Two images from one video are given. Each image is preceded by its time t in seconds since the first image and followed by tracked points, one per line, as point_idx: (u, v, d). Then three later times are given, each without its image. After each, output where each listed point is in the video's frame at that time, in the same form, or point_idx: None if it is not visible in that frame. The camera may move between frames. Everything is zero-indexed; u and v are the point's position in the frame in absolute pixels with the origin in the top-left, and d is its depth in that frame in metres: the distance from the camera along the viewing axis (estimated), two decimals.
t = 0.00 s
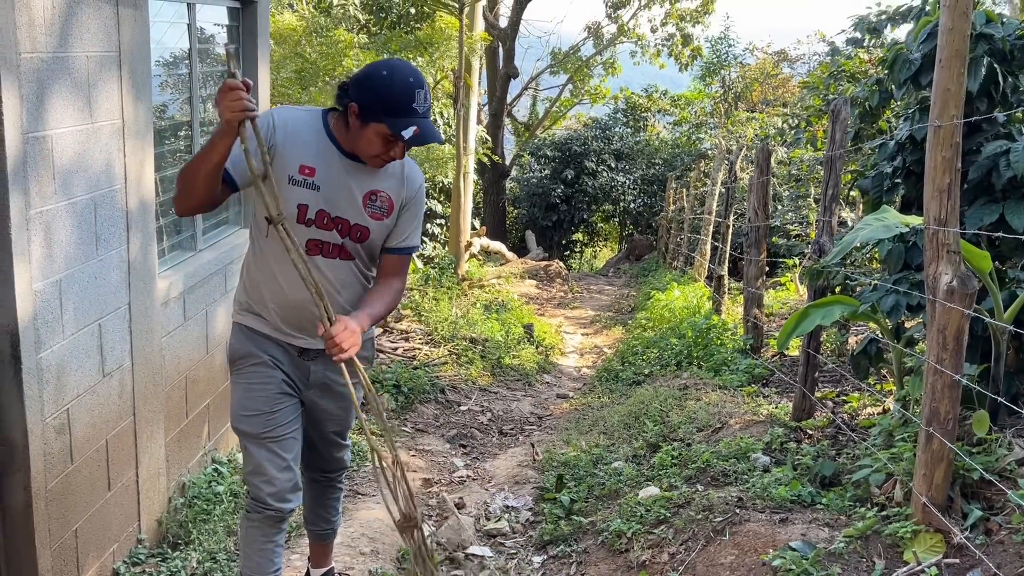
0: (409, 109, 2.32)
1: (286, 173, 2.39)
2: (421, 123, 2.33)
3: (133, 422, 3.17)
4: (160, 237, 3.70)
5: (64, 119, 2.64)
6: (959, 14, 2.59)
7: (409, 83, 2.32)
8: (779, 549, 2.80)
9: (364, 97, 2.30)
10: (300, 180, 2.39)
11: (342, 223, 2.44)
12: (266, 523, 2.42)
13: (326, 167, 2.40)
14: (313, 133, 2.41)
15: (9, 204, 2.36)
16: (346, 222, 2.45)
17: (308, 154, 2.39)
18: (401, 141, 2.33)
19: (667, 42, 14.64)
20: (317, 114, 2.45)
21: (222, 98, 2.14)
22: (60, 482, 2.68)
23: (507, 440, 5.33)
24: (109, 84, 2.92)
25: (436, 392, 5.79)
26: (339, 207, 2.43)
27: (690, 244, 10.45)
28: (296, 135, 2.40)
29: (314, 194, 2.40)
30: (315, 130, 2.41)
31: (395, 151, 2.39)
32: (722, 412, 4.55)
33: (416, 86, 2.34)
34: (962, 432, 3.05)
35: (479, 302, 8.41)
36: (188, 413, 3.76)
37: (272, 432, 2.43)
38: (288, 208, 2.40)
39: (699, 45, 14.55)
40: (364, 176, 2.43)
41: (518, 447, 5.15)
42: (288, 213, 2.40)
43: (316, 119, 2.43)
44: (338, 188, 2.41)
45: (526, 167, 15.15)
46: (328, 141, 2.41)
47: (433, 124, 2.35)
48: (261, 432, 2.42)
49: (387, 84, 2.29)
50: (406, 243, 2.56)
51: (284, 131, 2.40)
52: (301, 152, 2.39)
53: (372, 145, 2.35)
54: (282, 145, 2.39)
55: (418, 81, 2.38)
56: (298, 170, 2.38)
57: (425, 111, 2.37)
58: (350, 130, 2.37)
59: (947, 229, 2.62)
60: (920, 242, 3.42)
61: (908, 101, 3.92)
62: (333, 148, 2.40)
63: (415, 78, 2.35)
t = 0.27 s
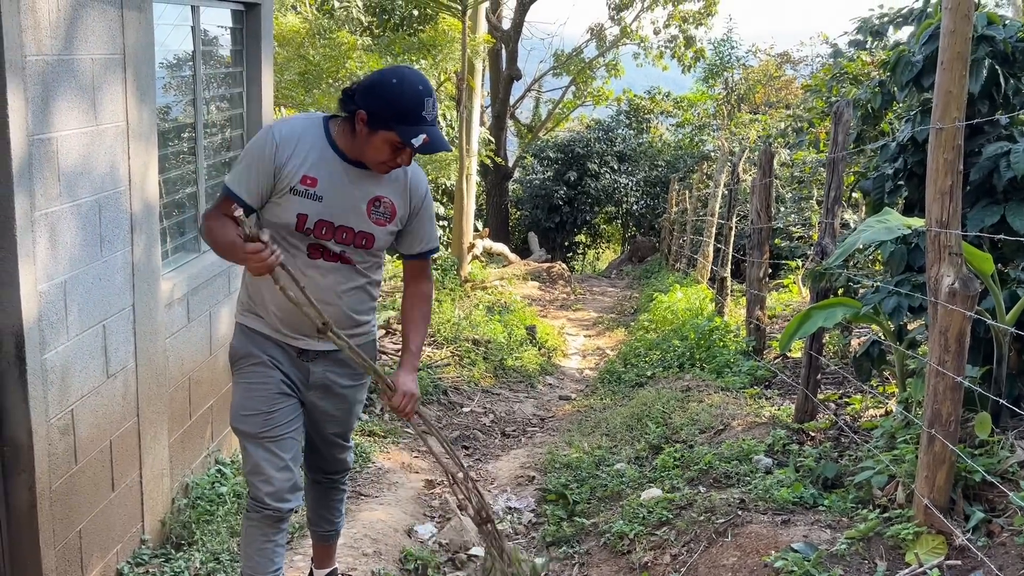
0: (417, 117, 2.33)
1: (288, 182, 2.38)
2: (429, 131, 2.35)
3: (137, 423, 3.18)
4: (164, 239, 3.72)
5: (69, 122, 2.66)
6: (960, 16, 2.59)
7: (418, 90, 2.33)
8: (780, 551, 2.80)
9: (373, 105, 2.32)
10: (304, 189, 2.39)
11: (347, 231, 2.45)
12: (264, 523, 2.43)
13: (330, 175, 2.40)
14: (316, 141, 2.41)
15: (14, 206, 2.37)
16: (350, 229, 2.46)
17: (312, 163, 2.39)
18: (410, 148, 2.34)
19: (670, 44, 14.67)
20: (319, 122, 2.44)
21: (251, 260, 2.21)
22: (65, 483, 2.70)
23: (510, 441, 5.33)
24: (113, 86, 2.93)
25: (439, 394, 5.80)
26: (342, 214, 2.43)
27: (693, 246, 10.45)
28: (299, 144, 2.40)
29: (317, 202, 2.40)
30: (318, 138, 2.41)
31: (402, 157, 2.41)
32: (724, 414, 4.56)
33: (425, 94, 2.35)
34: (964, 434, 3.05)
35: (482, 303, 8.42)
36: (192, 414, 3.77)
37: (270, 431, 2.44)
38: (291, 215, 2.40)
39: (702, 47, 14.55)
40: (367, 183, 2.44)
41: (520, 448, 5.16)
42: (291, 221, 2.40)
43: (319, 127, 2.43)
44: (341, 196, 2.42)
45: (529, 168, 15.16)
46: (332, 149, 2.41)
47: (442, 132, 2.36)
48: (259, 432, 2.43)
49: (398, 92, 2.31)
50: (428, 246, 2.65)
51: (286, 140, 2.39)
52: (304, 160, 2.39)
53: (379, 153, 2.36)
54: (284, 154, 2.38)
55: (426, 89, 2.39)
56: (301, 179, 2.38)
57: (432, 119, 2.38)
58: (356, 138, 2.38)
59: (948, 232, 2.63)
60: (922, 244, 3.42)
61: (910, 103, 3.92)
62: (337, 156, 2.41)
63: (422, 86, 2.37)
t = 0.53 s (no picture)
0: (420, 111, 2.34)
1: (295, 175, 2.40)
2: (432, 125, 2.36)
3: (137, 422, 3.19)
4: (165, 238, 3.73)
5: (70, 121, 2.67)
6: (959, 16, 2.60)
7: (420, 86, 2.34)
8: (779, 550, 2.81)
9: (376, 100, 2.33)
10: (309, 182, 2.40)
11: (353, 224, 2.47)
12: (270, 522, 2.44)
13: (335, 168, 2.41)
14: (320, 135, 2.42)
15: (15, 205, 2.38)
16: (356, 222, 2.47)
17: (317, 156, 2.41)
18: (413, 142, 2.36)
19: (671, 45, 14.69)
20: (324, 117, 2.46)
21: (219, 116, 2.14)
22: (66, 481, 2.71)
23: (510, 441, 5.34)
24: (114, 86, 2.94)
25: (440, 394, 5.81)
26: (348, 208, 2.45)
27: (694, 247, 10.45)
28: (304, 137, 2.41)
29: (323, 195, 2.41)
30: (323, 132, 2.43)
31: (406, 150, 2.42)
32: (724, 414, 4.56)
33: (427, 88, 2.37)
34: (963, 434, 3.05)
35: (483, 304, 8.43)
36: (192, 413, 3.78)
37: (279, 431, 2.45)
38: (298, 209, 2.41)
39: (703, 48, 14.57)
40: (371, 176, 2.46)
41: (520, 448, 5.16)
42: (298, 215, 2.41)
43: (323, 121, 2.44)
44: (347, 189, 2.43)
45: (530, 169, 15.18)
46: (336, 143, 2.42)
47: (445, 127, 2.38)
48: (267, 432, 2.44)
49: (401, 88, 2.33)
50: (416, 241, 2.64)
51: (292, 134, 2.41)
52: (310, 154, 2.40)
53: (383, 147, 2.38)
54: (290, 149, 2.40)
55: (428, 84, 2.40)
56: (308, 171, 2.40)
57: (435, 112, 2.40)
58: (360, 133, 2.39)
59: (947, 231, 2.63)
60: (920, 243, 3.43)
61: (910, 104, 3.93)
62: (341, 149, 2.42)
63: (424, 80, 2.38)
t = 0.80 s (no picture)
0: (430, 112, 2.34)
1: (299, 176, 2.37)
2: (441, 126, 2.37)
3: (137, 418, 3.20)
4: (165, 235, 3.74)
5: (69, 116, 2.67)
6: (957, 13, 2.60)
7: (429, 86, 2.34)
8: (778, 545, 2.81)
9: (387, 102, 2.32)
10: (314, 182, 2.38)
11: (356, 223, 2.46)
12: (267, 515, 2.44)
13: (339, 168, 2.40)
14: (323, 135, 2.40)
15: (15, 200, 2.39)
16: (359, 221, 2.47)
17: (321, 156, 2.39)
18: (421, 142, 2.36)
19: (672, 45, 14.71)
20: (325, 117, 2.44)
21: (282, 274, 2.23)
22: (65, 476, 2.71)
23: (510, 439, 5.35)
24: (114, 82, 2.95)
25: (440, 392, 5.81)
26: (352, 207, 2.44)
27: (694, 246, 10.46)
28: (307, 137, 2.39)
29: (328, 195, 2.40)
30: (325, 132, 2.41)
31: (411, 150, 2.43)
32: (724, 411, 4.56)
33: (436, 91, 2.36)
34: (962, 430, 3.06)
35: (483, 303, 8.44)
36: (192, 409, 3.79)
37: (279, 425, 2.45)
38: (301, 209, 2.39)
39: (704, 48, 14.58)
40: (375, 176, 2.46)
41: (520, 446, 5.17)
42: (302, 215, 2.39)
43: (325, 121, 2.42)
44: (350, 188, 2.42)
45: (530, 169, 15.19)
46: (340, 142, 2.41)
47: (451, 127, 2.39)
48: (268, 425, 2.44)
49: (412, 90, 2.31)
50: (417, 240, 2.67)
51: (295, 134, 2.38)
52: (314, 154, 2.38)
53: (390, 148, 2.38)
54: (293, 149, 2.37)
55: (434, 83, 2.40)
56: (312, 172, 2.38)
57: (441, 114, 2.41)
58: (366, 133, 2.38)
59: (945, 226, 2.64)
60: (919, 240, 3.43)
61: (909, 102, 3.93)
62: (344, 148, 2.41)
63: (431, 81, 2.37)
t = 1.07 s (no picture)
0: (428, 106, 2.35)
1: (297, 165, 2.39)
2: (439, 120, 2.36)
3: (135, 415, 3.20)
4: (164, 232, 3.74)
5: (67, 113, 2.67)
6: (953, 9, 2.60)
7: (427, 82, 2.35)
8: (775, 541, 2.82)
9: (384, 96, 2.32)
10: (311, 172, 2.40)
11: (352, 214, 2.47)
12: (262, 510, 2.45)
13: (336, 159, 2.41)
14: (323, 126, 2.41)
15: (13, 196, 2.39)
16: (356, 213, 2.47)
17: (320, 148, 2.40)
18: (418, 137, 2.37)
19: (672, 45, 14.73)
20: (324, 109, 2.46)
21: (259, 147, 2.14)
22: (63, 472, 2.71)
23: (508, 437, 5.35)
24: (112, 79, 2.95)
25: (438, 391, 5.81)
26: (349, 199, 2.45)
27: (693, 246, 10.47)
28: (306, 128, 2.41)
29: (325, 185, 2.41)
30: (324, 124, 2.42)
31: (409, 144, 2.43)
32: (722, 409, 4.57)
33: (435, 86, 2.38)
34: (959, 427, 3.06)
35: (482, 302, 8.45)
36: (190, 407, 3.79)
37: (272, 419, 2.46)
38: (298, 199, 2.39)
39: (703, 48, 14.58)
40: (372, 167, 2.46)
41: (519, 444, 5.17)
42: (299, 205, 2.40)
43: (324, 113, 2.44)
44: (348, 180, 2.43)
45: (530, 169, 15.20)
46: (339, 134, 2.42)
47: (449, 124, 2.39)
48: (261, 420, 2.44)
49: (410, 84, 2.33)
50: (417, 230, 2.68)
51: (293, 125, 2.40)
52: (313, 145, 2.40)
53: (389, 142, 2.39)
54: (292, 140, 2.39)
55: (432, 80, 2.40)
56: (310, 162, 2.39)
57: (440, 109, 2.41)
58: (364, 126, 2.39)
59: (942, 222, 2.64)
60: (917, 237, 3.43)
61: (907, 100, 3.93)
62: (343, 140, 2.41)
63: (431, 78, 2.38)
